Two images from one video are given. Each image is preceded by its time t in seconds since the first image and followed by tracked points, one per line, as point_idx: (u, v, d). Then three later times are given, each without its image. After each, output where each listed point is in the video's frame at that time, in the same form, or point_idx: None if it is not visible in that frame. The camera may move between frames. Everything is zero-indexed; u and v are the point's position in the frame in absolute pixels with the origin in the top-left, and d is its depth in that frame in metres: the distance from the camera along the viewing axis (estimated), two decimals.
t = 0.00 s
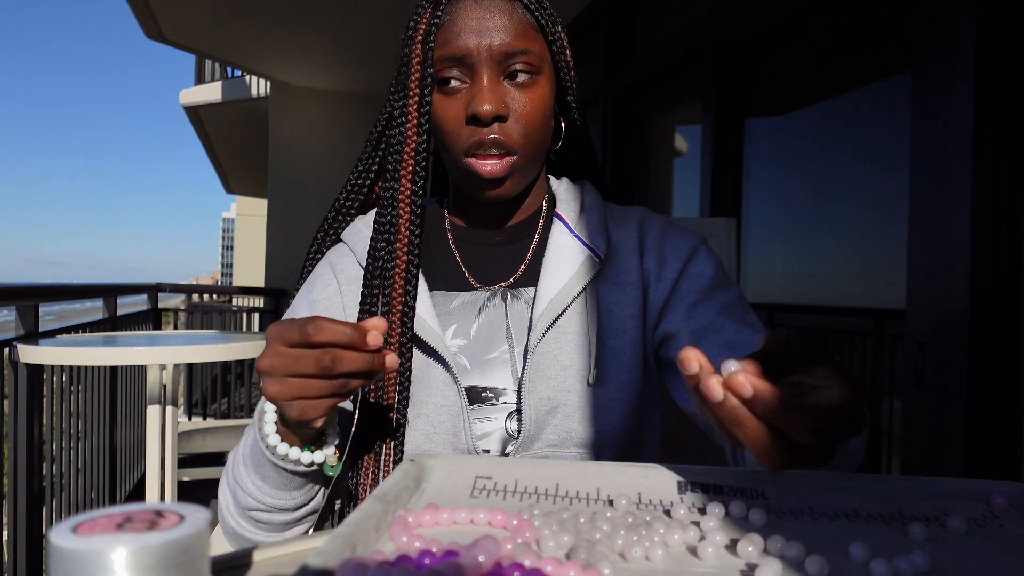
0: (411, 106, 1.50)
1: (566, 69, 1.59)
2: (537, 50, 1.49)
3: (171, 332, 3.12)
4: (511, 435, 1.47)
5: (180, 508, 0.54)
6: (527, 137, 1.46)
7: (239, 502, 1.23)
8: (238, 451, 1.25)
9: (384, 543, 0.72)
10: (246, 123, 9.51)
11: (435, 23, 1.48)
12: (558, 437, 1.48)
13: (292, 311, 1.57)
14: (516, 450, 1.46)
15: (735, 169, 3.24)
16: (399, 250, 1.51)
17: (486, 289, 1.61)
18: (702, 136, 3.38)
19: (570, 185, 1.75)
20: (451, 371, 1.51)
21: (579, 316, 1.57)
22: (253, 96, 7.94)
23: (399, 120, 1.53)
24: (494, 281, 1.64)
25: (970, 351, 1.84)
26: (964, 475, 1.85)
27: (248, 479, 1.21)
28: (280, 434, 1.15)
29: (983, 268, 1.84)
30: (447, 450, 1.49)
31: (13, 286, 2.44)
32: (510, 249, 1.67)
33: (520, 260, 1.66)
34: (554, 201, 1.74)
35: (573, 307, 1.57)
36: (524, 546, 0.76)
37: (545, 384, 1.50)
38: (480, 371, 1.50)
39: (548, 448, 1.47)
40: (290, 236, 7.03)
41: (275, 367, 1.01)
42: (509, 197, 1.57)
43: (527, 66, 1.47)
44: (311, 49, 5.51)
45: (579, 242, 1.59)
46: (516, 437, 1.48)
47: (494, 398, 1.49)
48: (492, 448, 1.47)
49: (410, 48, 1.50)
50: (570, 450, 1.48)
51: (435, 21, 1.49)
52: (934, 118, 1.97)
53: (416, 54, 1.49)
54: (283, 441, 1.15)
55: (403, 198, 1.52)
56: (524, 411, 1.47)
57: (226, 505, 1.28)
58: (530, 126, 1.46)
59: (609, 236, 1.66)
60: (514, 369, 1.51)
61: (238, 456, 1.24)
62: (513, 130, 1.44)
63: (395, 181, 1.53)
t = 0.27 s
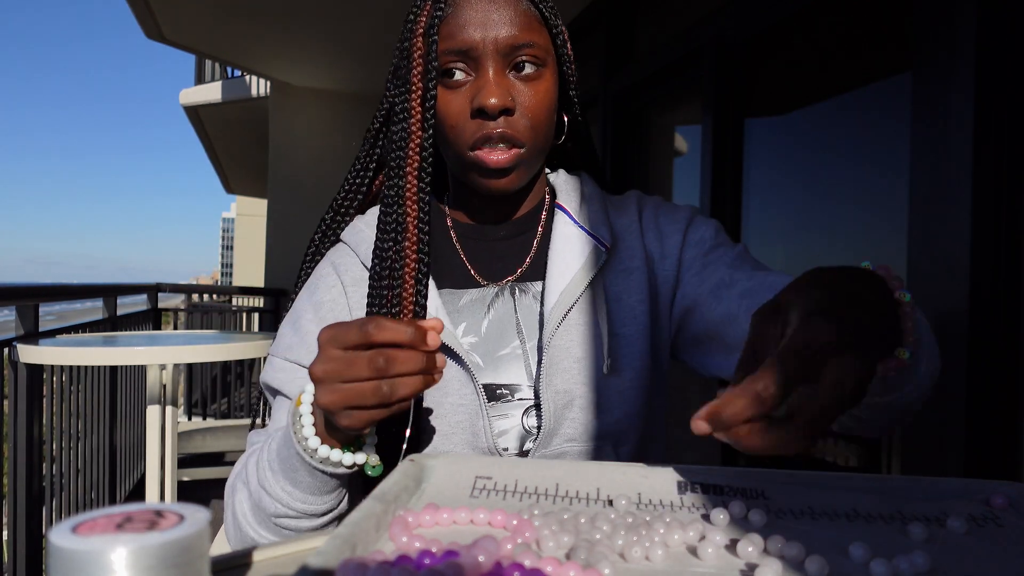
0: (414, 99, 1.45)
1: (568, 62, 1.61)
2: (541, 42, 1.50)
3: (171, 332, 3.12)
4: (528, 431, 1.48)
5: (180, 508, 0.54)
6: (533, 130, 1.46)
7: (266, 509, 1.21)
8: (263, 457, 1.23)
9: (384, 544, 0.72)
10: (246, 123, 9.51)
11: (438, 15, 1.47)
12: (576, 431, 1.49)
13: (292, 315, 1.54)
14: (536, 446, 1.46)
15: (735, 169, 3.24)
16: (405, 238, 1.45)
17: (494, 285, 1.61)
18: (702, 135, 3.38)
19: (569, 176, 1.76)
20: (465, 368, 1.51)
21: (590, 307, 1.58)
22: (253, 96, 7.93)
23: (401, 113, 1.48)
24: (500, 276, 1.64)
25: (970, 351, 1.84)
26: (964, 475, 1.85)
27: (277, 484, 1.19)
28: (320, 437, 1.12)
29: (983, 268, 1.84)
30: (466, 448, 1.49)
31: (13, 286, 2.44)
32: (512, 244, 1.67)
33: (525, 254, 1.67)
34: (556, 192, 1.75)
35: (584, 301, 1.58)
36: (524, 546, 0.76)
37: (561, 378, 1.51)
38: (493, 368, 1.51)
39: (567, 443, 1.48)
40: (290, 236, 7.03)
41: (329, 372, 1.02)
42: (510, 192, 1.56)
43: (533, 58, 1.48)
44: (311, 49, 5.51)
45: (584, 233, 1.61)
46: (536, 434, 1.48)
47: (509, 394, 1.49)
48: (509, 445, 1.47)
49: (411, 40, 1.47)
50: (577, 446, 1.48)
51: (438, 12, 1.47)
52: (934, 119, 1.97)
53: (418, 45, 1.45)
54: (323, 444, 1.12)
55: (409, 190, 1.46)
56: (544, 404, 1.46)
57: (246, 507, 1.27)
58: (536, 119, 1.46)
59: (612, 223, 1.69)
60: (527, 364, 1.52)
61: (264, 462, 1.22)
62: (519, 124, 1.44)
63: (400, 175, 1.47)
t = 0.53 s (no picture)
0: (422, 96, 1.46)
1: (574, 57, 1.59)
2: (552, 38, 1.47)
3: (171, 332, 3.12)
4: (539, 431, 1.48)
5: (180, 507, 0.54)
6: (546, 128, 1.45)
7: (303, 522, 1.18)
8: (299, 471, 1.20)
9: (384, 544, 0.72)
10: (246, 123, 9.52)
11: (448, 10, 1.44)
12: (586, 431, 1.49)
13: (295, 312, 1.54)
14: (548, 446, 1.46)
15: (735, 169, 3.24)
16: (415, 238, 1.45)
17: (500, 284, 1.61)
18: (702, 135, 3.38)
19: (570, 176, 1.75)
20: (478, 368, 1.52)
21: (600, 306, 1.58)
22: (253, 96, 7.94)
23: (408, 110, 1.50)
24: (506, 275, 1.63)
25: (970, 351, 1.84)
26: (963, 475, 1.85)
27: (319, 499, 1.17)
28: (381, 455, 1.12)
29: (983, 268, 1.84)
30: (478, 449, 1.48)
31: (13, 285, 2.44)
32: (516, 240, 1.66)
33: (529, 253, 1.66)
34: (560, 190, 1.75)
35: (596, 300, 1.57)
36: (524, 546, 0.76)
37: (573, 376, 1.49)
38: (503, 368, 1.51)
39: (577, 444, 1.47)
40: (290, 236, 7.03)
41: (406, 399, 1.03)
42: (521, 190, 1.54)
43: (545, 55, 1.44)
44: (311, 49, 5.51)
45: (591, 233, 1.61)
46: (548, 434, 1.48)
47: (519, 394, 1.50)
48: (520, 446, 1.47)
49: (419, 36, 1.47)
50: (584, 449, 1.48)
51: (449, 7, 1.44)
52: (934, 118, 1.97)
53: (426, 40, 1.46)
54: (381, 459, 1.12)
55: (418, 189, 1.47)
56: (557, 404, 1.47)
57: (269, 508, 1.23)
58: (548, 116, 1.44)
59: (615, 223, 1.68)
60: (535, 364, 1.52)
61: (301, 477, 1.19)
62: (533, 122, 1.42)
63: (407, 169, 1.49)
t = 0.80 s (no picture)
0: (419, 100, 1.43)
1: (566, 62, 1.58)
2: (549, 49, 1.44)
3: (171, 332, 3.12)
4: (528, 434, 1.46)
5: (180, 507, 0.54)
6: (539, 140, 1.44)
7: (320, 517, 1.18)
8: (313, 467, 1.20)
9: (384, 543, 0.72)
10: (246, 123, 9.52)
11: (448, 13, 1.39)
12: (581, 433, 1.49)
13: (282, 310, 1.52)
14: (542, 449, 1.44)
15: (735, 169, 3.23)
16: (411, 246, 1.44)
17: (487, 287, 1.59)
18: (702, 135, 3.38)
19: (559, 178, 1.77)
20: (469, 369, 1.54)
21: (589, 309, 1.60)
22: (253, 96, 7.94)
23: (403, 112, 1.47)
24: (494, 279, 1.62)
25: (970, 351, 1.84)
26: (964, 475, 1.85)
27: (335, 493, 1.17)
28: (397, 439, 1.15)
29: (983, 268, 1.84)
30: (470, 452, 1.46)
31: (13, 285, 2.44)
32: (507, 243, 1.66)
33: (517, 255, 1.66)
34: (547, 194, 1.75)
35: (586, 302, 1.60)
36: (524, 546, 0.76)
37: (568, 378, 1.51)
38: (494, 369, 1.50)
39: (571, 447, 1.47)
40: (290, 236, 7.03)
41: (434, 369, 1.07)
42: (509, 196, 1.54)
43: (542, 67, 1.42)
44: (311, 49, 5.51)
45: (582, 238, 1.63)
46: (540, 438, 1.46)
47: (508, 397, 1.49)
48: (511, 448, 1.45)
49: (416, 37, 1.43)
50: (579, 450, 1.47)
51: (448, 10, 1.40)
52: (934, 118, 1.96)
53: (424, 42, 1.43)
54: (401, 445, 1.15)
55: (413, 197, 1.45)
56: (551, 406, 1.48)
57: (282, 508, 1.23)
58: (543, 128, 1.43)
59: (603, 230, 1.71)
60: (525, 366, 1.53)
61: (315, 472, 1.19)
62: (529, 134, 1.40)
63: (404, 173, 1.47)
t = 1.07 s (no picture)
0: (405, 105, 1.44)
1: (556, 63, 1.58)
2: (536, 51, 1.43)
3: (170, 332, 3.12)
4: (515, 435, 1.47)
5: (179, 508, 0.54)
6: (528, 143, 1.43)
7: (318, 510, 1.18)
8: (308, 460, 1.20)
9: (385, 543, 0.72)
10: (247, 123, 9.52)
11: (433, 19, 1.39)
12: (570, 435, 1.48)
13: (274, 309, 1.52)
14: (529, 449, 1.45)
15: (735, 169, 3.23)
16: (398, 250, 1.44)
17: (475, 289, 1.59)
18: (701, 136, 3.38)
19: (549, 181, 1.77)
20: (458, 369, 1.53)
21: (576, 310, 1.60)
22: (253, 96, 7.94)
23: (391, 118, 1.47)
24: (484, 281, 1.62)
25: (970, 351, 1.84)
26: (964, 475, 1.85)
27: (331, 484, 1.17)
28: (391, 425, 1.15)
29: (983, 268, 1.84)
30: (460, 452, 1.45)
31: (13, 285, 2.44)
32: (501, 245, 1.66)
33: (506, 257, 1.65)
34: (535, 196, 1.75)
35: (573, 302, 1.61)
36: (524, 546, 0.76)
37: (560, 378, 1.51)
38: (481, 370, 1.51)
39: (560, 447, 1.47)
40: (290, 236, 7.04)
41: (422, 350, 1.07)
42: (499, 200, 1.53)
43: (529, 69, 1.41)
44: (311, 49, 5.51)
45: (570, 241, 1.64)
46: (527, 439, 1.47)
47: (494, 398, 1.50)
48: (499, 449, 1.45)
49: (402, 42, 1.43)
50: (572, 450, 1.47)
51: (433, 15, 1.39)
52: (934, 118, 1.96)
53: (409, 48, 1.43)
54: (396, 434, 1.16)
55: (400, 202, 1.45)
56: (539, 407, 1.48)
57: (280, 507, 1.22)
58: (531, 132, 1.43)
59: (590, 233, 1.72)
60: (511, 367, 1.53)
61: (311, 465, 1.19)
62: (516, 138, 1.40)
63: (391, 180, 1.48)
